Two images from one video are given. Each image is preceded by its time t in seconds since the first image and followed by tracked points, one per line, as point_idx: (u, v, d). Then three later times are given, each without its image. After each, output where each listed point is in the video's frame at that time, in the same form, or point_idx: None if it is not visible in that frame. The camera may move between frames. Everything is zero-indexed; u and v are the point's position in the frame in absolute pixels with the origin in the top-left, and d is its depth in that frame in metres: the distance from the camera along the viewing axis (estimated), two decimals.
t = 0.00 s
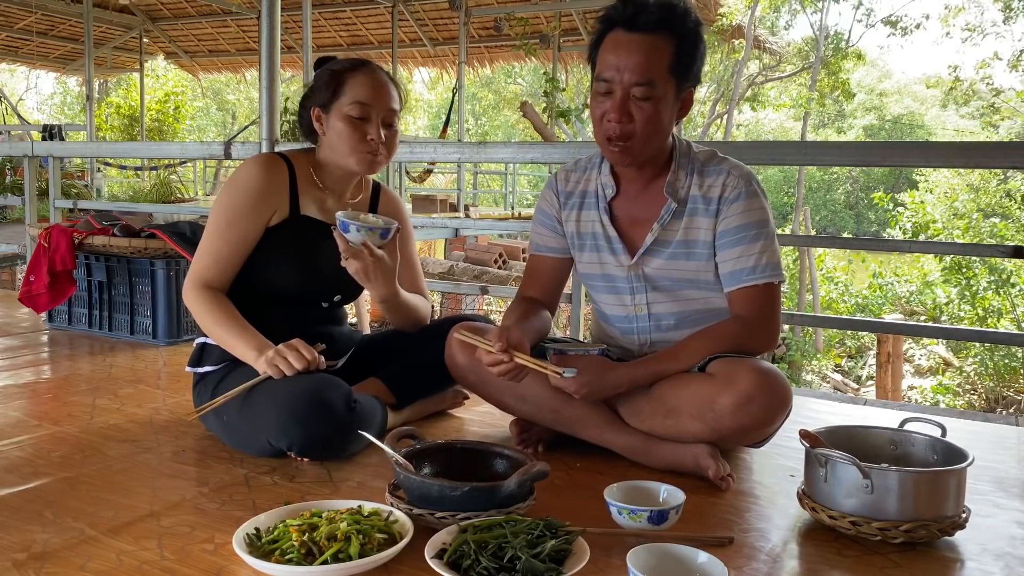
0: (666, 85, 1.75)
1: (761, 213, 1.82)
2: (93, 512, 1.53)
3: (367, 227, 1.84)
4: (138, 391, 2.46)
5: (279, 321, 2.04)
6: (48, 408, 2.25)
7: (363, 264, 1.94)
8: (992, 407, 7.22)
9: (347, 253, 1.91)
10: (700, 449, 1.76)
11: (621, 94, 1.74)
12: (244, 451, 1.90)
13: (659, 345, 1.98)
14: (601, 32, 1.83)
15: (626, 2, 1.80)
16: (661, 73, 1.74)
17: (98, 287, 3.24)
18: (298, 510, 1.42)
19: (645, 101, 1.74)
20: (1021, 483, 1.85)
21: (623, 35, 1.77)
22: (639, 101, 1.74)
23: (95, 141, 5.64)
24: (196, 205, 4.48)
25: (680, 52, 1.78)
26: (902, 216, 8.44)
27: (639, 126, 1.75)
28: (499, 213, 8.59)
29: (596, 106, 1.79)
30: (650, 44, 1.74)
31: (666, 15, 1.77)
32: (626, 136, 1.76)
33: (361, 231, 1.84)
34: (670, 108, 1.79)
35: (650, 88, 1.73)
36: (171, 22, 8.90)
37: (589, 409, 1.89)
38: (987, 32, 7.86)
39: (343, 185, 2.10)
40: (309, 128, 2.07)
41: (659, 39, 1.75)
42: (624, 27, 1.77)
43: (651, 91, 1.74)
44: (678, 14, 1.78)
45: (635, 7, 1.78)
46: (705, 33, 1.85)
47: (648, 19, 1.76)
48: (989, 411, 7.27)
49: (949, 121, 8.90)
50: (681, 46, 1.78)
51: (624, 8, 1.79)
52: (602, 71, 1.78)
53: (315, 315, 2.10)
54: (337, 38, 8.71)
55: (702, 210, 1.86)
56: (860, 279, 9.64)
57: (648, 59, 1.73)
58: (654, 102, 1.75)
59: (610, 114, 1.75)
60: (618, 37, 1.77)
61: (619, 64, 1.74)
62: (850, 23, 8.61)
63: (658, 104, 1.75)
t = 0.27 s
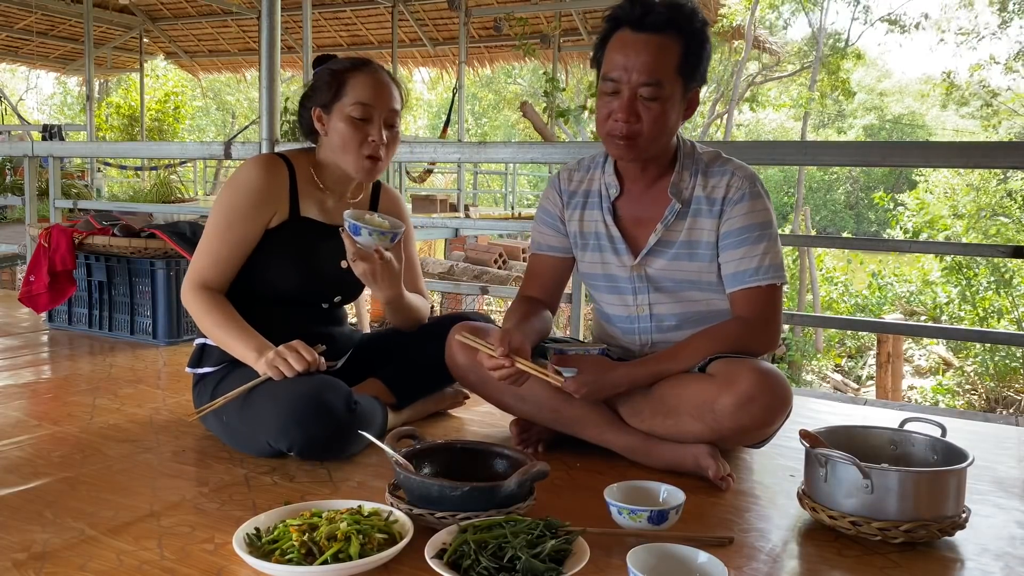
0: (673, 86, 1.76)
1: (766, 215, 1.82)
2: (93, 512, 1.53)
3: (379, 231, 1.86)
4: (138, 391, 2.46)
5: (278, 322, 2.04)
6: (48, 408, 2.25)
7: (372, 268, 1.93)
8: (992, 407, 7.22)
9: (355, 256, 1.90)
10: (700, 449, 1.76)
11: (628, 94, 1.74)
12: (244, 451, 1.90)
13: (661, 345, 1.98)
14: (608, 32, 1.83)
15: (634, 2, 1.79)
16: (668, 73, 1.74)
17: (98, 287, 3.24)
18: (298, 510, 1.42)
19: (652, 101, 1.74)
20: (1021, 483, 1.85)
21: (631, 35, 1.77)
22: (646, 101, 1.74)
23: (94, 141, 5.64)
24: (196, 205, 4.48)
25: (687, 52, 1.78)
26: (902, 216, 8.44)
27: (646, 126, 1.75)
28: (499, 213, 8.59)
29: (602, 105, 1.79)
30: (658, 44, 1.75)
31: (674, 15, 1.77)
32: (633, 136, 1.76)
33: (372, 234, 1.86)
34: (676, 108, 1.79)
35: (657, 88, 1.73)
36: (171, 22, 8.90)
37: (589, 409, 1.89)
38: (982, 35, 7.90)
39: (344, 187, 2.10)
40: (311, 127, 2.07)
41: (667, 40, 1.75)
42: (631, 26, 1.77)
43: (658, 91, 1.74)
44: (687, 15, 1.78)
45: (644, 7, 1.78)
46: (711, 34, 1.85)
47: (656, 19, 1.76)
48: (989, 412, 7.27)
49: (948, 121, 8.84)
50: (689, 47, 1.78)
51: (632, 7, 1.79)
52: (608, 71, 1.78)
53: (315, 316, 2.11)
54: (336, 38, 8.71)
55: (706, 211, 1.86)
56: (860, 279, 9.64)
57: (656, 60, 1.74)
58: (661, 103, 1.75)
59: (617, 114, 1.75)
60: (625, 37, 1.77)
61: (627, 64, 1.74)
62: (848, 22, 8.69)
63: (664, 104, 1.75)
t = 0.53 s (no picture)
0: (675, 86, 1.76)
1: (766, 216, 1.82)
2: (93, 512, 1.53)
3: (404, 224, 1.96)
4: (138, 391, 2.46)
5: (277, 323, 2.04)
6: (48, 408, 2.25)
7: (401, 266, 2.03)
8: (992, 407, 7.22)
9: (382, 255, 2.01)
10: (700, 449, 1.76)
11: (630, 94, 1.74)
12: (244, 451, 1.90)
13: (661, 345, 1.98)
14: (610, 31, 1.83)
15: (638, 2, 1.79)
16: (671, 73, 1.74)
17: (98, 287, 3.24)
18: (298, 510, 1.42)
19: (654, 102, 1.74)
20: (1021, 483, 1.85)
21: (633, 35, 1.77)
22: (649, 101, 1.74)
23: (94, 141, 5.64)
24: (196, 205, 4.48)
25: (689, 53, 1.78)
26: (903, 216, 8.44)
27: (647, 127, 1.76)
28: (499, 213, 8.59)
29: (604, 105, 1.79)
30: (661, 44, 1.75)
31: (677, 15, 1.77)
32: (635, 137, 1.76)
33: (398, 229, 1.94)
34: (678, 109, 1.79)
35: (660, 88, 1.73)
36: (171, 22, 8.90)
37: (589, 409, 1.89)
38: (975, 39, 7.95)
39: (345, 187, 2.11)
40: (310, 126, 2.07)
41: (670, 40, 1.75)
42: (634, 27, 1.77)
43: (661, 91, 1.74)
44: (690, 15, 1.78)
45: (647, 7, 1.78)
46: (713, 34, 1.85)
47: (659, 20, 1.76)
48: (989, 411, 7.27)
49: (948, 120, 8.86)
50: (691, 47, 1.78)
51: (635, 7, 1.79)
52: (611, 70, 1.78)
53: (315, 317, 2.11)
54: (336, 38, 8.71)
55: (706, 212, 1.86)
56: (860, 279, 9.64)
57: (658, 60, 1.74)
58: (663, 103, 1.75)
59: (618, 114, 1.75)
60: (627, 37, 1.77)
61: (629, 64, 1.75)
62: (846, 21, 8.74)
63: (666, 105, 1.75)
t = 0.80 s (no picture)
0: (674, 87, 1.76)
1: (764, 216, 1.82)
2: (93, 512, 1.53)
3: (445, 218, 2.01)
4: (138, 391, 2.46)
5: (280, 324, 2.04)
6: (48, 408, 2.25)
7: (440, 262, 2.02)
8: (992, 407, 7.22)
9: (424, 251, 1.98)
10: (700, 449, 1.76)
11: (629, 95, 1.74)
12: (244, 451, 1.90)
13: (660, 346, 1.98)
14: (608, 32, 1.83)
15: (635, 2, 1.79)
16: (669, 74, 1.75)
17: (98, 287, 3.24)
18: (298, 510, 1.42)
19: (653, 103, 1.74)
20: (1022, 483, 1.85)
21: (631, 36, 1.77)
22: (647, 102, 1.74)
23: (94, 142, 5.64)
24: (195, 204, 4.48)
25: (687, 54, 1.78)
26: (903, 216, 8.44)
27: (645, 128, 1.75)
28: (499, 213, 8.59)
29: (602, 106, 1.79)
30: (658, 45, 1.75)
31: (675, 16, 1.77)
32: (633, 137, 1.76)
33: (440, 224, 2.01)
34: (677, 110, 1.79)
35: (657, 89, 1.73)
36: (171, 22, 8.90)
37: (589, 409, 1.89)
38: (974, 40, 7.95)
39: (349, 188, 2.11)
40: (314, 127, 2.06)
41: (668, 40, 1.75)
42: (632, 27, 1.77)
43: (659, 92, 1.74)
44: (687, 15, 1.78)
45: (645, 7, 1.78)
46: (711, 35, 1.85)
47: (657, 20, 1.76)
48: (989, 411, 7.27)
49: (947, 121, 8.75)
50: (689, 48, 1.78)
51: (633, 8, 1.79)
52: (609, 71, 1.77)
53: (318, 318, 2.10)
54: (336, 38, 8.71)
55: (704, 213, 1.86)
56: (860, 279, 9.64)
57: (656, 61, 1.74)
58: (661, 104, 1.75)
59: (617, 115, 1.75)
60: (625, 38, 1.77)
61: (627, 65, 1.74)
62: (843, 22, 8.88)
63: (665, 105, 1.75)
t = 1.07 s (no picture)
0: (673, 87, 1.76)
1: (763, 216, 1.82)
2: (93, 512, 1.53)
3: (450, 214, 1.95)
4: (138, 391, 2.46)
5: (281, 324, 2.04)
6: (48, 408, 2.25)
7: (444, 258, 2.01)
8: (993, 407, 7.22)
9: (428, 247, 1.99)
10: (700, 449, 1.76)
11: (628, 95, 1.74)
12: (244, 452, 1.90)
13: (659, 346, 1.98)
14: (607, 32, 1.82)
15: (634, 2, 1.79)
16: (669, 75, 1.75)
17: (98, 287, 3.24)
18: (298, 510, 1.42)
19: (652, 103, 1.74)
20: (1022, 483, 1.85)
21: (630, 36, 1.77)
22: (646, 102, 1.74)
23: (94, 142, 5.64)
24: (195, 204, 4.48)
25: (686, 54, 1.78)
26: (903, 216, 8.44)
27: (644, 128, 1.76)
28: (499, 212, 8.59)
29: (602, 106, 1.79)
30: (658, 45, 1.75)
31: (674, 16, 1.77)
32: (633, 137, 1.76)
33: (445, 222, 1.94)
34: (676, 110, 1.79)
35: (656, 90, 1.74)
36: (171, 22, 8.90)
37: (590, 409, 1.89)
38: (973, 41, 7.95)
39: (354, 190, 2.11)
40: (319, 127, 2.06)
41: (667, 41, 1.76)
42: (630, 27, 1.77)
43: (658, 92, 1.74)
44: (687, 15, 1.78)
45: (644, 7, 1.78)
46: (710, 34, 1.85)
47: (656, 20, 1.76)
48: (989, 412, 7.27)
49: (948, 121, 8.84)
50: (687, 48, 1.78)
51: (632, 8, 1.78)
52: (609, 71, 1.77)
53: (320, 319, 2.10)
54: (337, 38, 8.71)
55: (704, 213, 1.86)
56: (860, 279, 9.64)
57: (654, 61, 1.74)
58: (660, 104, 1.75)
59: (616, 115, 1.75)
60: (625, 38, 1.77)
61: (626, 65, 1.74)
62: (845, 24, 8.67)
63: (664, 106, 1.76)
